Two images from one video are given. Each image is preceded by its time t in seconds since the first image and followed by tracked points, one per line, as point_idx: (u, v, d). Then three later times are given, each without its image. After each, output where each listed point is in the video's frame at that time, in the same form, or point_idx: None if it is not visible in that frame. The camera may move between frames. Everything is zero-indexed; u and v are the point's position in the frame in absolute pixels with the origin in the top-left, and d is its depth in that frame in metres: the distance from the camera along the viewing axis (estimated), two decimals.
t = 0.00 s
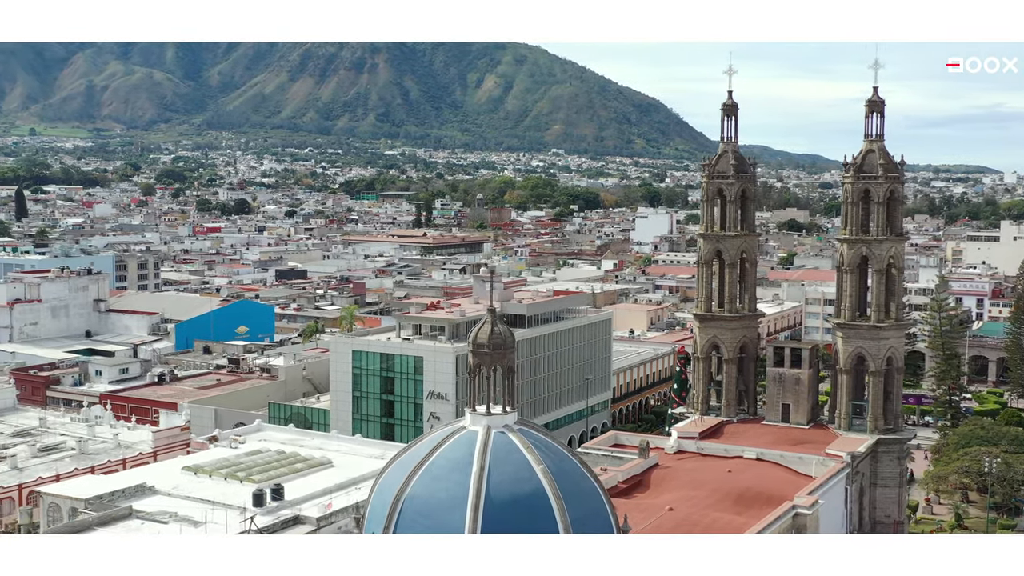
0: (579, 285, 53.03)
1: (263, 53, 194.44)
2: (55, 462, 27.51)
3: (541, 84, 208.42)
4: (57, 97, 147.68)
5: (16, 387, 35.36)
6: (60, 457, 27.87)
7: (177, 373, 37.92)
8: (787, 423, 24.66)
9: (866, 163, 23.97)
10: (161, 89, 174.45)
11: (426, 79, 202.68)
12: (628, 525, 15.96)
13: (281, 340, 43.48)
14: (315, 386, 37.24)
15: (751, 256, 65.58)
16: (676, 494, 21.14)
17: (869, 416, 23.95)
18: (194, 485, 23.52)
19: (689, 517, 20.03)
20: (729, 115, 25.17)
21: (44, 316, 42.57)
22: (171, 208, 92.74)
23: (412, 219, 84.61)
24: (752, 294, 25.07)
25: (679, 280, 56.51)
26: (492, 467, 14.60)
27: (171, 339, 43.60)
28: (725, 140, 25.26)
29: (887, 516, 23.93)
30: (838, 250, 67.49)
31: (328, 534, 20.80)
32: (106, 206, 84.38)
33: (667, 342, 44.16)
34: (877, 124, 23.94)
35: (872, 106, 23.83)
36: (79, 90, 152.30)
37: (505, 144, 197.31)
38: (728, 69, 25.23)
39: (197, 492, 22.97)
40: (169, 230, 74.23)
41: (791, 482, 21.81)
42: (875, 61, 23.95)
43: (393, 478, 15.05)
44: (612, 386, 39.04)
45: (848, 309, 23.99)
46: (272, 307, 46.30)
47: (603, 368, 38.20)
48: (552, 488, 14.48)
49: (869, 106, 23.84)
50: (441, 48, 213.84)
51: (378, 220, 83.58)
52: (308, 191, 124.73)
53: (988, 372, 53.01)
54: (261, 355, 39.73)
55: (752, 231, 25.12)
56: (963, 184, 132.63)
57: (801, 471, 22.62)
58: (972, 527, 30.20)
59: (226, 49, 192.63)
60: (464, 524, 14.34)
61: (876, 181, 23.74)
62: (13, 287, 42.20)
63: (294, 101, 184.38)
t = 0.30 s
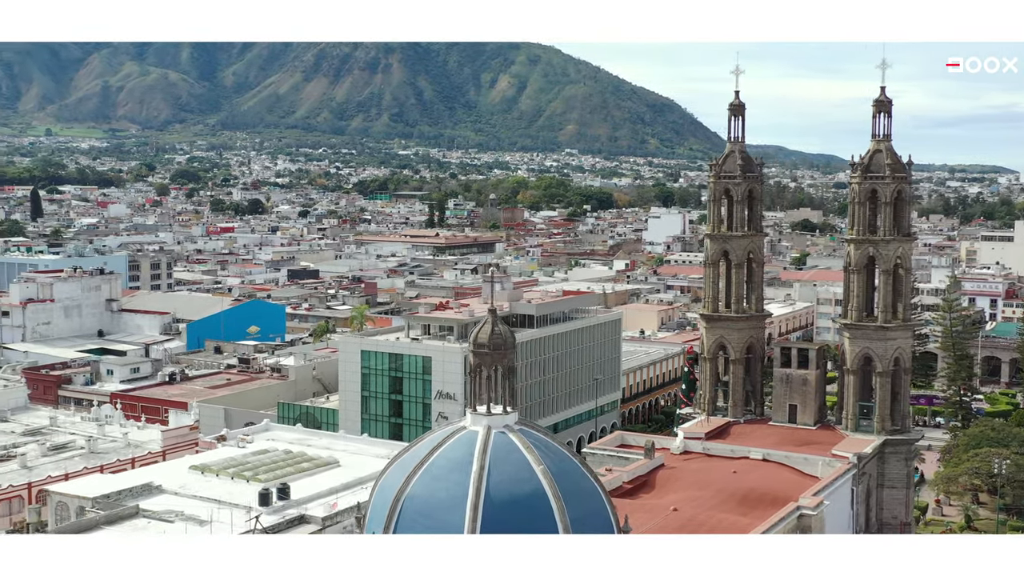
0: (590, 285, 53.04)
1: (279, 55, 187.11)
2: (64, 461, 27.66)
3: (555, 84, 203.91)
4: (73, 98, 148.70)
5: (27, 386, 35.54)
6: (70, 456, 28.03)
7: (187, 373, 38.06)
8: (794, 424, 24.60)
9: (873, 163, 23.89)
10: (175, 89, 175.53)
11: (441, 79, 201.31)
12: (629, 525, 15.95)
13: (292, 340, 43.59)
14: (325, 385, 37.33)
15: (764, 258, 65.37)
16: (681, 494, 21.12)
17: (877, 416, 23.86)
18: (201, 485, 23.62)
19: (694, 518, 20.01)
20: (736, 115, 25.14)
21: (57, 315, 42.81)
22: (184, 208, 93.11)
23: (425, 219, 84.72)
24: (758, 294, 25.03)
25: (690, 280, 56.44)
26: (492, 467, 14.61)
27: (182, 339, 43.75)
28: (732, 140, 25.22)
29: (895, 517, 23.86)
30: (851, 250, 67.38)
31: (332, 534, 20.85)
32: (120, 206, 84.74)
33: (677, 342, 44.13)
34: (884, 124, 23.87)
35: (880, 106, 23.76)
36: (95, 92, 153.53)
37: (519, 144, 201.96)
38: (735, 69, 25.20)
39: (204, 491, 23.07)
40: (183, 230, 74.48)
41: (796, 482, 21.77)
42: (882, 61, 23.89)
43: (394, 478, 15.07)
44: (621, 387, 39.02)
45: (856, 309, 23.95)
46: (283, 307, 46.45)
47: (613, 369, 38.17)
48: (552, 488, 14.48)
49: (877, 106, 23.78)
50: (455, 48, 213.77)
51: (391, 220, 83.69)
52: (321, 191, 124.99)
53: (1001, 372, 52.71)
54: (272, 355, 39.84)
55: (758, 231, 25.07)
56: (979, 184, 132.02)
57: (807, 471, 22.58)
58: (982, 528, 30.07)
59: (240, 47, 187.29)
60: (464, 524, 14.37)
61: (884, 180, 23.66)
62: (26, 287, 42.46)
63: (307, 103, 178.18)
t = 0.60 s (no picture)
0: (601, 285, 53.04)
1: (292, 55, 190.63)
2: (74, 459, 27.82)
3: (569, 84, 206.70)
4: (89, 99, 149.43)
5: (38, 384, 35.70)
6: (79, 454, 28.20)
7: (198, 372, 38.18)
8: (801, 424, 24.54)
9: (879, 163, 23.80)
10: (190, 90, 174.42)
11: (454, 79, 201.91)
12: (630, 526, 15.94)
13: (303, 339, 43.66)
14: (334, 385, 37.42)
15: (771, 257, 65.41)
16: (686, 494, 21.10)
17: (883, 417, 23.77)
18: (208, 483, 23.74)
19: (697, 519, 19.98)
20: (743, 115, 25.10)
21: (69, 315, 43.02)
22: (199, 208, 93.17)
23: (438, 219, 84.69)
24: (765, 294, 24.99)
25: (702, 280, 56.36)
26: (491, 466, 14.63)
27: (193, 338, 43.88)
28: (739, 140, 25.16)
29: (901, 519, 23.77)
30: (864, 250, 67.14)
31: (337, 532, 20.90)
32: (135, 206, 84.92)
33: (687, 342, 44.08)
34: (891, 124, 23.80)
35: (887, 105, 23.68)
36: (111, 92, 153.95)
37: (533, 144, 199.96)
38: (742, 68, 25.15)
39: (211, 490, 23.18)
40: (196, 230, 74.54)
41: (801, 483, 21.73)
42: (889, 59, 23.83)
43: (393, 477, 15.11)
44: (631, 387, 38.97)
45: (863, 309, 23.87)
46: (294, 306, 46.56)
47: (622, 369, 38.15)
48: (551, 488, 14.49)
49: (884, 105, 23.74)
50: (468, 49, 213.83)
51: (404, 220, 83.70)
52: (335, 191, 125.02)
53: (1014, 373, 52.45)
54: (283, 354, 39.93)
55: (765, 231, 25.02)
56: (996, 184, 131.33)
57: (813, 472, 22.52)
58: (991, 530, 29.94)
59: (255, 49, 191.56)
60: (463, 523, 14.38)
61: (891, 180, 23.57)
62: (39, 286, 42.68)
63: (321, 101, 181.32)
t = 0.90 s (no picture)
0: (614, 285, 52.92)
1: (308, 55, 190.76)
2: (84, 458, 27.96)
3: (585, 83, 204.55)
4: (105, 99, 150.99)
5: (51, 383, 35.89)
6: (90, 453, 28.35)
7: (210, 371, 38.31)
8: (808, 424, 24.47)
9: (888, 162, 23.69)
10: (207, 91, 176.63)
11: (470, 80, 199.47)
12: (631, 526, 15.91)
13: (314, 338, 43.72)
14: (345, 383, 37.51)
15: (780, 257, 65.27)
16: (691, 495, 21.07)
17: (891, 418, 23.67)
18: (215, 481, 23.82)
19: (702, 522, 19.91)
20: (751, 114, 25.02)
21: (83, 314, 43.22)
22: (214, 208, 93.29)
23: (451, 219, 84.58)
24: (773, 294, 24.94)
25: (715, 280, 56.20)
26: (490, 466, 14.65)
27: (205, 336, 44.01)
28: (747, 139, 25.08)
29: (909, 520, 23.68)
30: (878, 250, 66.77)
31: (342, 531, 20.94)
32: (150, 206, 85.08)
33: (698, 342, 43.98)
34: (900, 123, 23.71)
35: (896, 104, 23.59)
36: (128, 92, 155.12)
37: (546, 143, 198.65)
38: (750, 67, 25.07)
39: (218, 489, 23.27)
40: (211, 230, 74.62)
41: (807, 483, 21.66)
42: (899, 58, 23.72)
43: (393, 477, 15.12)
44: (642, 386, 38.90)
45: (871, 309, 23.77)
46: (306, 305, 46.65)
47: (632, 368, 38.10)
48: (550, 487, 14.49)
49: (892, 104, 23.66)
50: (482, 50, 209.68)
51: (418, 220, 83.63)
52: (350, 191, 125.08)
53: None
54: (294, 353, 40.01)
55: (773, 230, 24.97)
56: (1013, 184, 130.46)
57: (819, 472, 22.44)
58: (1002, 530, 29.82)
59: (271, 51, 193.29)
60: (462, 523, 14.39)
61: (899, 179, 23.45)
62: (52, 285, 42.87)
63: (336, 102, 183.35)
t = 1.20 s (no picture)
0: (627, 285, 52.90)
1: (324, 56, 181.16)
2: (94, 456, 28.11)
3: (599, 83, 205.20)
4: (121, 100, 152.39)
5: (64, 382, 36.09)
6: (100, 452, 28.49)
7: (221, 370, 38.49)
8: (816, 426, 24.40)
9: (896, 162, 23.59)
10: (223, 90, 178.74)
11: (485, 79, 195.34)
12: (632, 526, 15.91)
13: (326, 338, 43.79)
14: (356, 383, 37.61)
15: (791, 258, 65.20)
16: (697, 495, 21.02)
17: (899, 419, 23.55)
18: (222, 480, 23.91)
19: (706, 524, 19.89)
20: (759, 113, 24.93)
21: (96, 313, 43.47)
22: (229, 208, 93.57)
23: (466, 219, 84.68)
24: (781, 294, 24.87)
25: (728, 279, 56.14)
26: (490, 466, 14.66)
27: (218, 336, 44.17)
28: (755, 138, 24.98)
29: (917, 521, 23.58)
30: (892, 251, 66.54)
31: (350, 530, 20.97)
32: (166, 206, 85.47)
33: (710, 342, 43.89)
34: (908, 123, 23.60)
35: (904, 104, 23.49)
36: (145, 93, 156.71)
37: (563, 143, 200.46)
38: (758, 66, 25.00)
39: (226, 488, 23.36)
40: (226, 230, 74.85)
41: (814, 485, 21.57)
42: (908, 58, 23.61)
43: (393, 479, 15.12)
44: (652, 387, 38.86)
45: (879, 310, 23.67)
46: (318, 305, 46.77)
47: (642, 369, 38.05)
48: (550, 487, 14.50)
49: (901, 104, 23.57)
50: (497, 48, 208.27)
51: (432, 220, 83.73)
52: (364, 191, 125.41)
53: None
54: (306, 353, 40.11)
55: (781, 231, 24.90)
56: None
57: (827, 473, 22.37)
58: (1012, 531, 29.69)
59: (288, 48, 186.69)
60: (460, 524, 14.42)
61: (907, 180, 23.35)
62: (67, 285, 43.10)
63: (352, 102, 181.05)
